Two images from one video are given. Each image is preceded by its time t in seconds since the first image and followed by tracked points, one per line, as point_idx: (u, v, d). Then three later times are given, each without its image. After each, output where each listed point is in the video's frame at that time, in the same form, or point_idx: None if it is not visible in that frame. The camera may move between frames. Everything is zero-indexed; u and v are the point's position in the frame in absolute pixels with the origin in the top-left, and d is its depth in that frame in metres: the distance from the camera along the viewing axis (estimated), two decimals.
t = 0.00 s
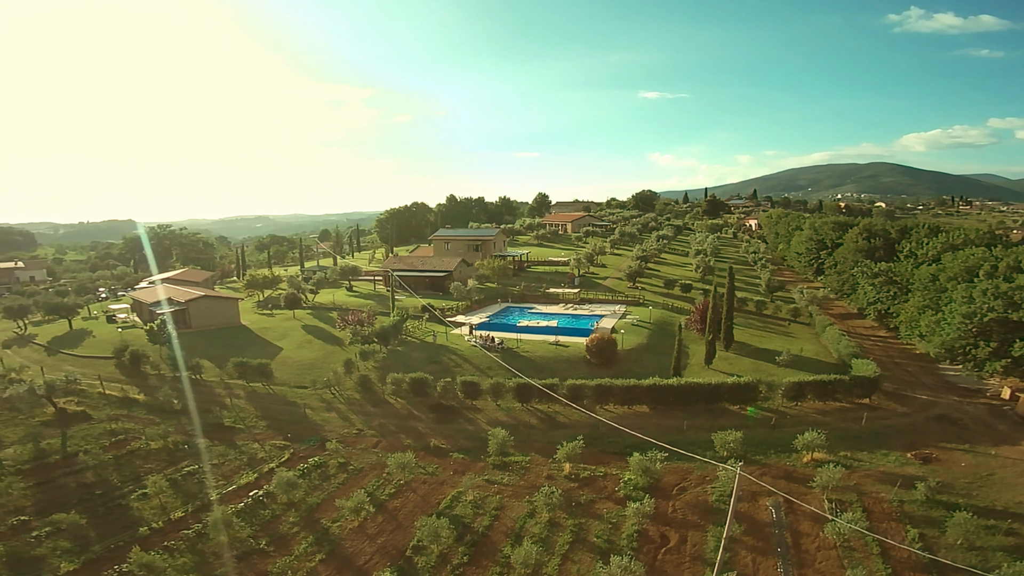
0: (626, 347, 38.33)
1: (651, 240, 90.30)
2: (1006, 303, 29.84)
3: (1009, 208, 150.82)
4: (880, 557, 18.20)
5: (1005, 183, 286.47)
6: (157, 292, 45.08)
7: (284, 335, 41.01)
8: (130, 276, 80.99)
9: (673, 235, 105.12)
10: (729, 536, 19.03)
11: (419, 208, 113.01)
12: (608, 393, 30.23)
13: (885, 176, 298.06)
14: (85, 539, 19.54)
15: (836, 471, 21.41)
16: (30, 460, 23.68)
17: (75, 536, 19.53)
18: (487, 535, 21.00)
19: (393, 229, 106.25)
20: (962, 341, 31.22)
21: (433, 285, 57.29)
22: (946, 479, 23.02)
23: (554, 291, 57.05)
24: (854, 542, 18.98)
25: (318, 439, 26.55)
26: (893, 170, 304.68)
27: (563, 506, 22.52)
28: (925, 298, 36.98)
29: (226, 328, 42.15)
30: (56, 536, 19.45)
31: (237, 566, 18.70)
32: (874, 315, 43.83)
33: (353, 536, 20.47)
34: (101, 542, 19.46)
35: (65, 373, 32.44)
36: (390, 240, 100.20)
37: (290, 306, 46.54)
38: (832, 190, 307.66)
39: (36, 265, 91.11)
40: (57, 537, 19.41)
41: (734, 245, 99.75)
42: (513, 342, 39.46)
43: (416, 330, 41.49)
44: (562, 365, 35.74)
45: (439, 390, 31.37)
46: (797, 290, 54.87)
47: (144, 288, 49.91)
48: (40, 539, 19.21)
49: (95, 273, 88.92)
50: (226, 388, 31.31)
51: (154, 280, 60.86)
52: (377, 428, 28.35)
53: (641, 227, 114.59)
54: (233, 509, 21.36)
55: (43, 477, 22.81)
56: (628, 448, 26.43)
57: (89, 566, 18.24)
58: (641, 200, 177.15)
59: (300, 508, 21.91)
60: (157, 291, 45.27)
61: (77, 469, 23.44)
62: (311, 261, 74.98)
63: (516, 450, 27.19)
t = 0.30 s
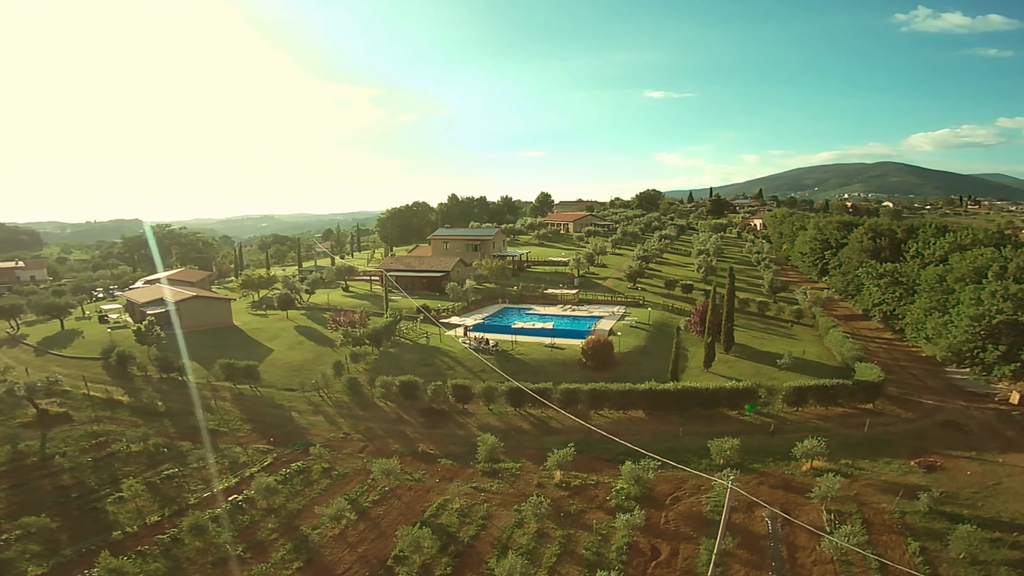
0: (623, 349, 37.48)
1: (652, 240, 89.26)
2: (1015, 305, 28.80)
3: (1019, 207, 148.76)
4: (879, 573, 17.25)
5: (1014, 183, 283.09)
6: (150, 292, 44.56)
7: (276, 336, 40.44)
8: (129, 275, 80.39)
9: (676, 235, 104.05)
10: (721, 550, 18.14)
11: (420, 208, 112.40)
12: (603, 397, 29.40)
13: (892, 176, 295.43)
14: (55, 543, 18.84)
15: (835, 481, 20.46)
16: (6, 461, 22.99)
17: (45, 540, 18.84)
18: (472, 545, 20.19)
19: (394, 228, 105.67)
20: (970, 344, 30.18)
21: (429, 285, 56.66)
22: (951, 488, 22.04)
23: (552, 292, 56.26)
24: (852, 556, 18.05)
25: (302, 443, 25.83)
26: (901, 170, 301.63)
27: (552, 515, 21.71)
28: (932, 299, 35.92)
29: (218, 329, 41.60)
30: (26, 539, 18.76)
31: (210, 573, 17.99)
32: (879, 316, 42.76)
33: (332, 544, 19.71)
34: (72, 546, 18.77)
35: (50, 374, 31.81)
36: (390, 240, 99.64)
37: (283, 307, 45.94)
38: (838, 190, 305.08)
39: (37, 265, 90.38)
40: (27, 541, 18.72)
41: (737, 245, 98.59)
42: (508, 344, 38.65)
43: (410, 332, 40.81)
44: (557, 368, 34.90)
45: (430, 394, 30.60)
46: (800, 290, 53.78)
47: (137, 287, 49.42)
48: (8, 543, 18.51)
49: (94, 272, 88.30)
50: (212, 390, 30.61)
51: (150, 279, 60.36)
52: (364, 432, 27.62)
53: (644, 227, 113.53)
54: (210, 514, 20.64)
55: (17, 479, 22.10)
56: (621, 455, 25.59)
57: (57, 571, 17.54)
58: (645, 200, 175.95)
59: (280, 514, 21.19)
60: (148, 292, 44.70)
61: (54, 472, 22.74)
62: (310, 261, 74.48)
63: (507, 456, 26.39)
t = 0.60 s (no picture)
0: (619, 352, 36.68)
1: (654, 240, 88.26)
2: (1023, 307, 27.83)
3: None
4: None
5: None
6: (141, 292, 44.03)
7: (267, 336, 39.86)
8: (128, 275, 79.64)
9: (679, 234, 102.96)
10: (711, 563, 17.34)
11: (421, 207, 111.80)
12: (596, 402, 28.63)
13: (899, 176, 292.92)
14: (24, 546, 18.11)
15: (832, 490, 19.60)
16: None
17: (14, 542, 18.11)
18: (455, 554, 19.44)
19: (394, 228, 104.99)
20: (976, 348, 29.22)
21: (426, 286, 56.13)
22: (954, 498, 21.14)
23: (550, 292, 55.52)
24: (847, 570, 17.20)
25: (285, 446, 25.13)
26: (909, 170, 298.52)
27: (539, 525, 20.96)
28: (937, 300, 34.92)
29: (209, 329, 41.03)
30: None
31: None
32: (883, 318, 41.75)
33: (310, 552, 19.00)
34: (40, 549, 18.04)
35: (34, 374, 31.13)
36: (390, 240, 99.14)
37: (276, 307, 45.50)
38: (844, 189, 302.59)
39: (38, 263, 89.25)
40: None
41: (740, 245, 97.44)
42: (502, 346, 37.89)
43: (403, 333, 40.16)
44: (551, 371, 34.13)
45: (419, 397, 29.88)
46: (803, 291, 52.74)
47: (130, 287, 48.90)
48: None
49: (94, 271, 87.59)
50: (197, 392, 29.85)
51: (146, 279, 59.79)
52: (350, 436, 26.93)
53: (647, 227, 112.49)
54: (186, 518, 19.94)
55: None
56: (613, 462, 24.80)
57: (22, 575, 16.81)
58: (649, 199, 174.72)
59: (258, 519, 20.48)
60: (141, 292, 44.13)
61: (29, 473, 21.97)
62: (308, 261, 73.94)
63: (495, 462, 25.64)
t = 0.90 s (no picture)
0: (615, 354, 35.97)
1: (655, 240, 87.28)
2: None
3: None
4: None
5: None
6: (133, 292, 43.51)
7: (259, 337, 39.33)
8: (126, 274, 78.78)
9: (681, 235, 102.09)
10: None
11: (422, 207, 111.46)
12: (589, 406, 27.93)
13: (906, 176, 290.54)
14: None
15: (827, 499, 18.84)
16: None
17: None
18: (437, 563, 18.74)
19: (394, 228, 104.44)
20: (981, 351, 28.37)
21: (422, 286, 55.79)
22: (954, 508, 20.33)
23: (547, 293, 54.93)
24: None
25: (269, 449, 24.44)
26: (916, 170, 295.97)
27: (526, 534, 20.26)
28: (942, 302, 34.04)
29: (199, 329, 40.52)
30: None
31: None
32: (886, 320, 40.84)
33: (288, 557, 18.30)
34: (10, 551, 17.20)
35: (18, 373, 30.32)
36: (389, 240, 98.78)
37: (269, 307, 45.11)
38: (850, 190, 300.23)
39: (38, 262, 87.77)
40: None
41: (743, 246, 96.37)
42: (495, 348, 37.21)
43: (396, 334, 39.59)
44: (544, 375, 33.43)
45: (409, 400, 29.25)
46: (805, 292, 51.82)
47: (123, 287, 48.35)
48: None
49: (92, 271, 86.74)
50: (183, 392, 29.08)
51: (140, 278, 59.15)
52: (336, 439, 26.28)
53: (648, 226, 111.59)
54: (163, 521, 19.17)
55: None
56: (604, 469, 24.10)
57: None
58: (652, 199, 173.73)
59: (236, 522, 19.75)
60: (135, 292, 43.73)
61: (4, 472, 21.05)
62: (306, 261, 73.45)
63: (484, 468, 24.94)
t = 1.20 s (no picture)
0: (611, 357, 35.23)
1: (658, 240, 86.18)
2: None
3: None
4: None
5: None
6: (127, 291, 43.24)
7: (251, 337, 38.90)
8: (128, 273, 78.42)
9: (686, 235, 100.96)
10: None
11: (425, 207, 111.05)
12: (581, 410, 27.22)
13: (917, 176, 287.06)
14: None
15: (821, 510, 18.06)
16: None
17: None
18: (416, 571, 18.09)
19: (397, 228, 103.77)
20: (988, 356, 27.42)
21: (420, 286, 55.26)
22: (956, 520, 19.43)
23: (546, 293, 54.26)
24: None
25: (252, 451, 23.89)
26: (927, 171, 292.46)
27: (510, 542, 19.57)
28: (949, 305, 33.03)
29: (192, 329, 40.22)
30: None
31: None
32: (892, 322, 39.83)
33: (262, 561, 17.68)
34: None
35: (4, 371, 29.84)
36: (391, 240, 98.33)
37: (264, 306, 44.74)
38: (860, 191, 296.92)
39: (42, 260, 87.40)
40: None
41: (748, 247, 95.03)
42: (490, 350, 36.54)
43: (390, 335, 39.08)
44: (538, 378, 32.73)
45: (397, 402, 28.66)
46: (810, 294, 50.76)
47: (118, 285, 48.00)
48: None
49: (95, 270, 86.42)
50: (169, 393, 28.53)
51: (139, 277, 58.86)
52: (322, 442, 25.69)
53: (653, 226, 110.53)
54: (136, 522, 18.56)
55: None
56: (594, 476, 23.40)
57: None
58: (659, 199, 172.33)
59: (212, 524, 19.16)
60: (130, 291, 43.39)
61: None
62: (305, 261, 73.09)
63: (471, 473, 24.26)
